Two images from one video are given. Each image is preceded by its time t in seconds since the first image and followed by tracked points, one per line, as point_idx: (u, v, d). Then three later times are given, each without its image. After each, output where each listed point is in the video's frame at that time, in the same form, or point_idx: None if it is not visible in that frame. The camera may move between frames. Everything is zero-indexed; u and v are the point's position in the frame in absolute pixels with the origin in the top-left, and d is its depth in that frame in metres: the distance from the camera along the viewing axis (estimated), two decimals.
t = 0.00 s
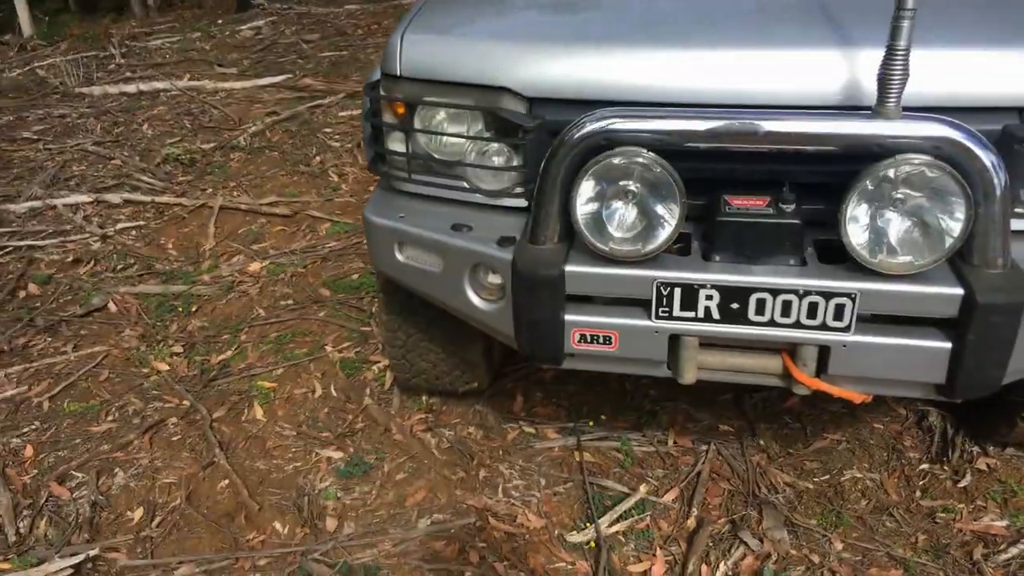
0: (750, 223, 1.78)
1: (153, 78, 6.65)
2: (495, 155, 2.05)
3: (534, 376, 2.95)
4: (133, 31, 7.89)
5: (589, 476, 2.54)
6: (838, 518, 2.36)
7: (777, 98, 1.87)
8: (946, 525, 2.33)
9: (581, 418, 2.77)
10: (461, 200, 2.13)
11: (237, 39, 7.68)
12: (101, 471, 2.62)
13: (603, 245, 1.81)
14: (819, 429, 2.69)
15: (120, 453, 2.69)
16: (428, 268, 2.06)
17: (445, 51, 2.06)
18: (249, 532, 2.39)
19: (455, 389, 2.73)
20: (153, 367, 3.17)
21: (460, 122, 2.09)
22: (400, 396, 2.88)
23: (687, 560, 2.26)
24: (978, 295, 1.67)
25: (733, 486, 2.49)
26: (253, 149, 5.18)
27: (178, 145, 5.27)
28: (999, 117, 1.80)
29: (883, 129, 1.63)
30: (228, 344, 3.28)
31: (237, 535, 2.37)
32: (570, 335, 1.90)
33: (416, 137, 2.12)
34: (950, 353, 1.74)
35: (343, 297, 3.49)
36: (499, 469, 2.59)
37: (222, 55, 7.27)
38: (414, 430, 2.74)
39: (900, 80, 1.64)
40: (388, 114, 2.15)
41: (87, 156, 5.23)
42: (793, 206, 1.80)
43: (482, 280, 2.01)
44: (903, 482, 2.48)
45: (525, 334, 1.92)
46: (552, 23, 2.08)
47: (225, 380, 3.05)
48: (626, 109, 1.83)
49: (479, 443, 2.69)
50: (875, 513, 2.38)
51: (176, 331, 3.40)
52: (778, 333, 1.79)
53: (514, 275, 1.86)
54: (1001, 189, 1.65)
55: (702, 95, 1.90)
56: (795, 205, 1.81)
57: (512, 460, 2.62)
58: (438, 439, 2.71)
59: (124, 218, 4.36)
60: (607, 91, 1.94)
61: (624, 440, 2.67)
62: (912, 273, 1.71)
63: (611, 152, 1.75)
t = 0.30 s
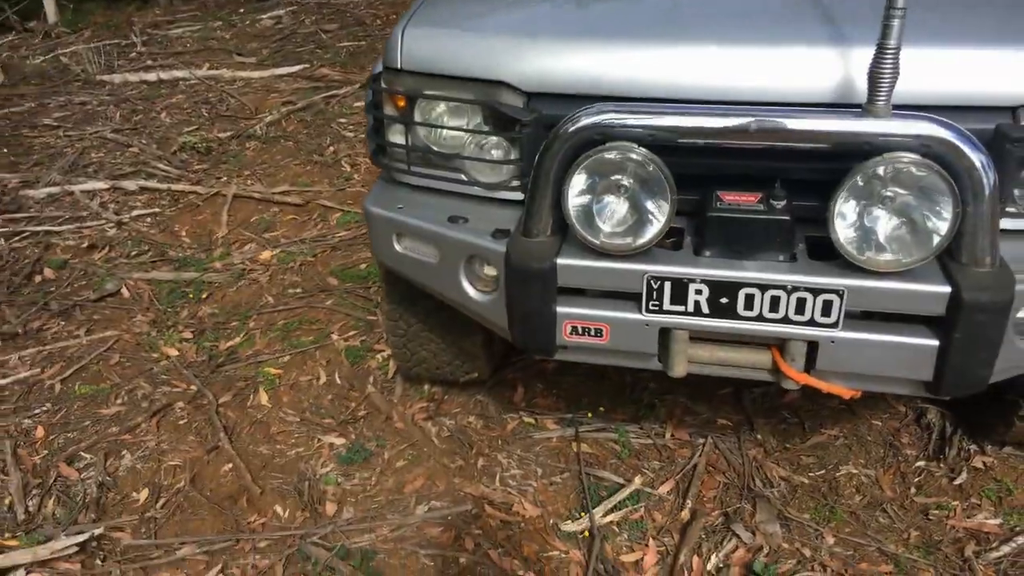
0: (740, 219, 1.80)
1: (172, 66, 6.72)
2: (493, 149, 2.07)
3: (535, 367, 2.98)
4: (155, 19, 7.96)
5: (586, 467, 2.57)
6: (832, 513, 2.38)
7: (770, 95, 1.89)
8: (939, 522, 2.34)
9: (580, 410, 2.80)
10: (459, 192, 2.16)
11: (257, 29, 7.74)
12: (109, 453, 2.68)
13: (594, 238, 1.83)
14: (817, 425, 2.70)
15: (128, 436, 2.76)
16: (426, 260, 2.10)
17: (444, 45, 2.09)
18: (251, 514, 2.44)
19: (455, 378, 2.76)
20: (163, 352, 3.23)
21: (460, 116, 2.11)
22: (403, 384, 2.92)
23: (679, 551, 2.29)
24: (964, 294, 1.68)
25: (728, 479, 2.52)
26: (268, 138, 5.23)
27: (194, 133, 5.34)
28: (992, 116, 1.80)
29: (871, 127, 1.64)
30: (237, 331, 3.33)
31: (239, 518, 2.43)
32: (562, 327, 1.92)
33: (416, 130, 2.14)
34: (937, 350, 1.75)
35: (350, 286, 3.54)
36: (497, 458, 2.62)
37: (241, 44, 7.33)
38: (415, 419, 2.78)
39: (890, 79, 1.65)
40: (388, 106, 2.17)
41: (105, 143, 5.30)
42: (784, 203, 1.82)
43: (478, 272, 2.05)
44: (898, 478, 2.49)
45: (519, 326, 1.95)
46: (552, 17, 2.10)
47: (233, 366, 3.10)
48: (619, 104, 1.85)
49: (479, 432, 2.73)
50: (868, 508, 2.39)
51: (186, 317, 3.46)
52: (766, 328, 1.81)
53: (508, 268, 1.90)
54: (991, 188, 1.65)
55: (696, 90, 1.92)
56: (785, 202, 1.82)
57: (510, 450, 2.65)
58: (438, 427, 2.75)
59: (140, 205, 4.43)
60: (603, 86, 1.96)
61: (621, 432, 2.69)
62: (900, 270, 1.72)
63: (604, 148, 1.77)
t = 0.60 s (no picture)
0: (734, 218, 1.81)
1: (188, 59, 6.77)
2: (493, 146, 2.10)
3: (537, 362, 3.00)
4: (173, 11, 8.02)
5: (584, 462, 2.59)
6: (827, 511, 2.39)
7: (766, 95, 1.90)
8: (935, 522, 2.35)
9: (580, 405, 2.82)
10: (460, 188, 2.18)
11: (273, 23, 7.77)
12: (115, 440, 2.73)
13: (589, 235, 1.85)
14: (816, 424, 2.71)
15: (134, 424, 2.80)
16: (425, 254, 2.13)
17: (446, 42, 2.12)
18: (252, 503, 2.48)
19: (456, 372, 2.79)
20: (171, 342, 3.27)
21: (462, 112, 2.14)
22: (406, 378, 2.94)
23: (673, 546, 2.30)
24: (956, 295, 1.69)
25: (725, 476, 2.53)
26: (281, 132, 5.27)
27: (208, 126, 5.39)
28: (988, 118, 1.80)
29: (864, 129, 1.64)
30: (244, 322, 3.37)
31: (240, 506, 2.46)
32: (557, 323, 1.94)
33: (418, 126, 2.17)
34: (929, 351, 1.76)
35: (357, 280, 3.57)
36: (497, 451, 2.65)
37: (257, 38, 7.38)
38: (417, 411, 2.81)
39: (884, 80, 1.66)
40: (390, 102, 2.20)
41: (120, 135, 5.36)
42: (778, 203, 1.83)
43: (476, 267, 2.07)
44: (896, 478, 2.50)
45: (514, 321, 1.98)
46: (553, 15, 2.12)
47: (239, 357, 3.14)
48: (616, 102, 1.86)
49: (479, 426, 2.75)
50: (864, 507, 2.40)
51: (195, 307, 3.50)
52: (759, 327, 1.82)
53: (504, 263, 1.92)
54: (984, 190, 1.66)
55: (693, 89, 1.93)
56: (780, 201, 1.84)
57: (510, 444, 2.68)
58: (439, 420, 2.77)
59: (153, 196, 4.48)
60: (602, 84, 1.98)
61: (621, 428, 2.71)
62: (892, 270, 1.73)
63: (601, 146, 1.79)
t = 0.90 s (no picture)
0: (723, 214, 1.82)
1: (203, 50, 6.82)
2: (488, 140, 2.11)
3: (536, 355, 3.02)
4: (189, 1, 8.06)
5: (579, 455, 2.60)
6: (820, 507, 2.39)
7: (759, 90, 1.90)
8: (927, 520, 2.35)
9: (578, 398, 2.83)
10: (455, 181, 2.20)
11: (288, 14, 7.79)
12: (118, 427, 2.77)
13: (579, 229, 1.86)
14: (813, 420, 2.71)
15: (137, 411, 2.84)
16: (419, 247, 2.15)
17: (443, 36, 2.13)
18: (249, 491, 2.51)
19: (454, 364, 2.81)
20: (176, 330, 3.31)
21: (458, 106, 2.15)
22: (405, 369, 2.97)
23: (664, 539, 2.32)
24: (943, 293, 1.69)
25: (719, 471, 2.54)
26: (291, 123, 5.30)
27: (220, 117, 5.43)
28: (980, 116, 1.80)
29: (854, 126, 1.64)
30: (248, 312, 3.41)
31: (238, 493, 2.50)
32: (547, 316, 1.96)
33: (414, 119, 2.19)
34: (916, 349, 1.76)
35: (361, 271, 3.60)
36: (492, 443, 2.67)
37: (271, 29, 7.41)
38: (415, 402, 2.83)
39: (873, 77, 1.65)
40: (387, 96, 2.22)
41: (133, 125, 5.41)
42: (768, 199, 1.84)
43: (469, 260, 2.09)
44: (890, 475, 2.50)
45: (506, 313, 1.99)
46: (549, 9, 2.12)
47: (242, 346, 3.18)
48: (608, 97, 1.87)
49: (476, 417, 2.77)
50: (857, 503, 2.41)
51: (201, 297, 3.54)
52: (747, 322, 1.83)
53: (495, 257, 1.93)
54: (973, 189, 1.65)
55: (685, 85, 1.94)
56: (769, 198, 1.85)
57: (506, 436, 2.69)
58: (437, 411, 2.79)
59: (162, 186, 4.52)
60: (595, 79, 1.99)
61: (616, 421, 2.72)
62: (880, 268, 1.73)
63: (592, 140, 1.80)
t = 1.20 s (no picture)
0: (707, 211, 1.82)
1: (210, 38, 6.83)
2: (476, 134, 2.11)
3: (530, 348, 3.02)
4: None
5: (569, 448, 2.61)
6: (808, 504, 2.39)
7: (745, 87, 1.89)
8: (916, 517, 2.35)
9: (571, 392, 2.84)
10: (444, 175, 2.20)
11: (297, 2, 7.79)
12: (114, 415, 2.80)
13: (562, 223, 1.86)
14: (804, 416, 2.71)
15: (133, 399, 2.87)
16: (407, 240, 2.16)
17: (432, 29, 2.13)
18: (242, 481, 2.54)
19: (448, 356, 2.82)
20: (175, 320, 3.33)
21: (447, 100, 2.15)
22: (400, 360, 2.98)
23: (651, 534, 2.33)
24: (925, 293, 1.68)
25: (709, 466, 2.54)
26: (296, 113, 5.31)
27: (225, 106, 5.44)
28: (968, 115, 1.79)
29: (839, 123, 1.63)
30: (247, 302, 3.43)
31: (230, 483, 2.52)
32: (532, 311, 1.97)
33: (403, 113, 2.19)
34: (898, 348, 1.76)
35: (360, 262, 3.61)
36: (484, 435, 2.68)
37: (280, 17, 7.41)
38: (409, 394, 2.85)
39: (857, 74, 1.64)
40: (378, 89, 2.23)
41: (139, 114, 5.44)
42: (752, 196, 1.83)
43: (456, 254, 2.10)
44: (880, 472, 2.50)
45: (491, 308, 2.00)
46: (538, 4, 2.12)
47: (240, 336, 3.20)
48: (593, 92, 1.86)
49: (469, 409, 2.78)
50: (845, 500, 2.41)
51: (200, 286, 3.56)
52: (730, 320, 1.83)
53: (479, 251, 1.94)
54: (956, 188, 1.65)
55: (672, 81, 1.93)
56: (754, 194, 1.85)
57: (498, 429, 2.71)
58: (430, 403, 2.81)
59: (166, 175, 4.55)
60: (583, 74, 1.98)
61: (608, 415, 2.73)
62: (862, 266, 1.72)
63: (577, 136, 1.80)
